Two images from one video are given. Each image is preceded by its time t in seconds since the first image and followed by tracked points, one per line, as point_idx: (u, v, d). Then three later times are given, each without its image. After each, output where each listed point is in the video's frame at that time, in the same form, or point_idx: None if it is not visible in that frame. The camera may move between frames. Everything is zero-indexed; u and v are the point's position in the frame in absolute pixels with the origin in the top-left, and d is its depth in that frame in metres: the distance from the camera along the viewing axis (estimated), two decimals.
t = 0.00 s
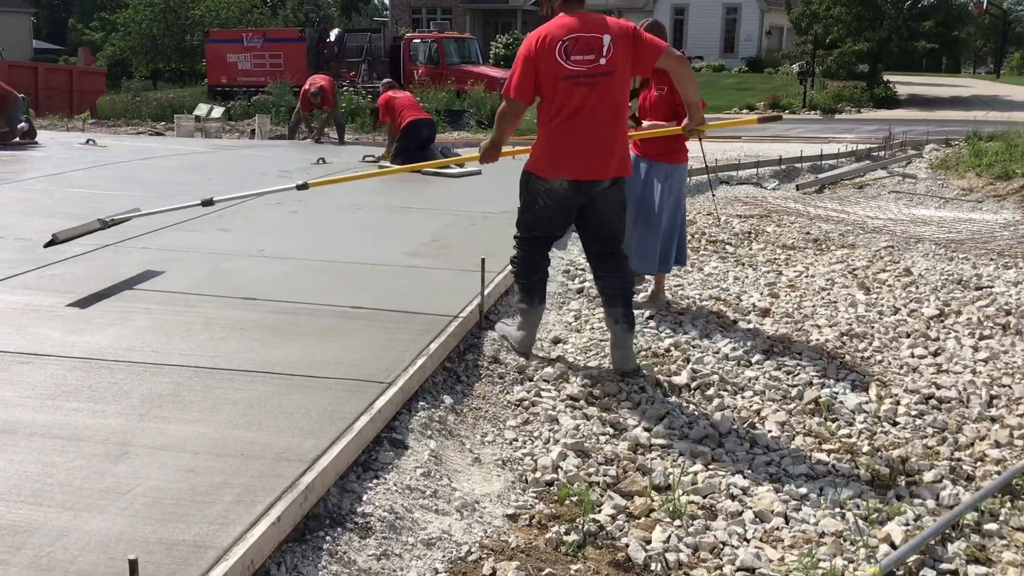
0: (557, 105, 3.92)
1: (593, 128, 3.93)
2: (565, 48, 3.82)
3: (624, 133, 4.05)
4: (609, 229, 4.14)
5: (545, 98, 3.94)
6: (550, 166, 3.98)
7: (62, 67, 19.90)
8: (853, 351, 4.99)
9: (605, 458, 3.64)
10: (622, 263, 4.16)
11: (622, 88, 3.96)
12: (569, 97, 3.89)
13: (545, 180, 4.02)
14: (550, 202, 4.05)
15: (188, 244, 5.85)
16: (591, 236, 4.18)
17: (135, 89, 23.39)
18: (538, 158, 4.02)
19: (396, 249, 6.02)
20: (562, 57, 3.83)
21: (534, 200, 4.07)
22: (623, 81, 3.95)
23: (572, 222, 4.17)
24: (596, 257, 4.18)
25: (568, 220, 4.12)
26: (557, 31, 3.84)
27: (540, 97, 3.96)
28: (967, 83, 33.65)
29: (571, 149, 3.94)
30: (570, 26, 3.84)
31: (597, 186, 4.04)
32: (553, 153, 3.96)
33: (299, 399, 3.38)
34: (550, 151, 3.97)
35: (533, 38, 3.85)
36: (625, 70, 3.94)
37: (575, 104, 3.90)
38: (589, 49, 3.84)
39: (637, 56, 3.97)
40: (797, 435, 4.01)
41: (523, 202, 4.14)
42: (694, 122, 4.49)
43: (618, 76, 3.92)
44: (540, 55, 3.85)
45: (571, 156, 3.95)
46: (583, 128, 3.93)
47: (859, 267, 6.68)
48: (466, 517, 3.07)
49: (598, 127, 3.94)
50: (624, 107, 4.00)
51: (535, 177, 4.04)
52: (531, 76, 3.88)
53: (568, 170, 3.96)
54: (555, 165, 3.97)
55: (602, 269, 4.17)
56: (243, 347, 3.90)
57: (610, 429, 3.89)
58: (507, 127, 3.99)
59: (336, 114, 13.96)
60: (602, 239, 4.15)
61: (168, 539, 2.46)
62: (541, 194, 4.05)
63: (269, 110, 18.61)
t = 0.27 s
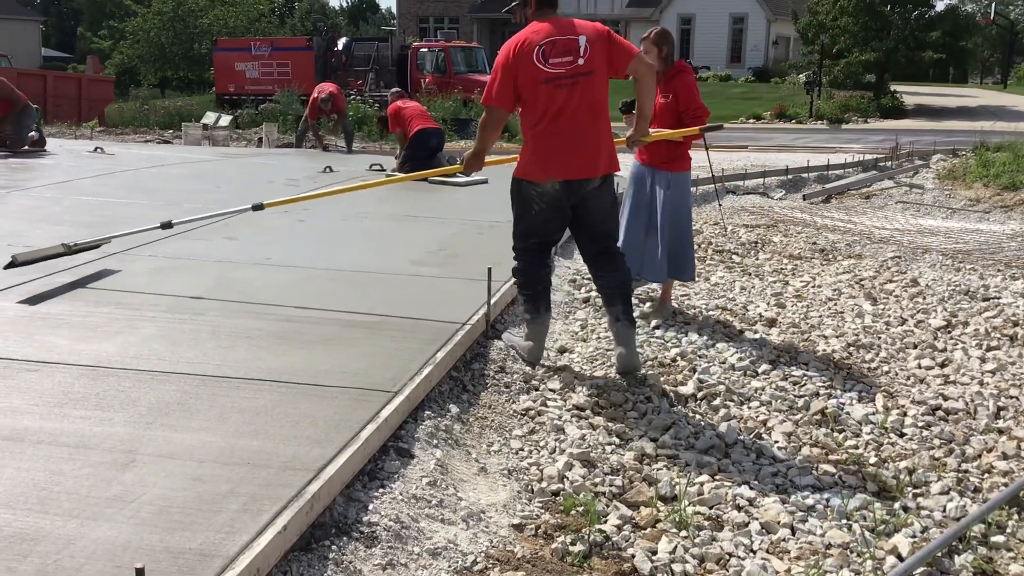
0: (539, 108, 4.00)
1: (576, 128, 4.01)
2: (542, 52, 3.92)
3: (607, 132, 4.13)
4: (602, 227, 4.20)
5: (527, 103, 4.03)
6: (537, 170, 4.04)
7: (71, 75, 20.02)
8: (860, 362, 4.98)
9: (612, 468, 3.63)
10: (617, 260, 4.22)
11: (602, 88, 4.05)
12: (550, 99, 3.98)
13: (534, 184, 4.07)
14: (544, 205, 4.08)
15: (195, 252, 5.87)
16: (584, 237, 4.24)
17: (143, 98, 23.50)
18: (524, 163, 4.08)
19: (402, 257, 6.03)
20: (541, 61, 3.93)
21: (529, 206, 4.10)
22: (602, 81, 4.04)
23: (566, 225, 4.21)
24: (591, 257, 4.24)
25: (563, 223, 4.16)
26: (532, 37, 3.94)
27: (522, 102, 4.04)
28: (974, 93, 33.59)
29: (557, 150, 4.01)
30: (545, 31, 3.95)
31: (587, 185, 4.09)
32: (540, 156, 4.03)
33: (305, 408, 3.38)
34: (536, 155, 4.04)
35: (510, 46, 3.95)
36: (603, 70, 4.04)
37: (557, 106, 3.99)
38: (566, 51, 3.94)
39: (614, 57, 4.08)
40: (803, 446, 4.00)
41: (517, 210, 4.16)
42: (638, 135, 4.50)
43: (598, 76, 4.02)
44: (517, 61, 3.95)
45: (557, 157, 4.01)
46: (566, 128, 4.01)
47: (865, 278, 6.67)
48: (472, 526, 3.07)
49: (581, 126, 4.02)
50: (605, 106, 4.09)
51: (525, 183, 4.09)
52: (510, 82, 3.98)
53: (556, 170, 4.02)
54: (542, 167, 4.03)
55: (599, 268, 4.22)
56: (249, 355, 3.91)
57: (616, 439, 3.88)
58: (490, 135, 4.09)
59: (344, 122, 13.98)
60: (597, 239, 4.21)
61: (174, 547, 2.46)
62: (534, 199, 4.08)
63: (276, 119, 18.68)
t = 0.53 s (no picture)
0: (534, 117, 4.02)
1: (572, 134, 4.02)
2: (535, 61, 3.94)
3: (604, 137, 4.15)
4: (604, 234, 4.20)
5: (522, 113, 4.04)
6: (537, 178, 4.04)
7: (84, 83, 20.21)
8: (870, 372, 4.97)
9: (620, 477, 3.63)
10: (620, 266, 4.22)
11: (596, 94, 4.08)
12: (545, 108, 3.99)
13: (536, 193, 4.07)
14: (547, 213, 4.09)
15: (205, 260, 5.90)
16: (586, 245, 4.24)
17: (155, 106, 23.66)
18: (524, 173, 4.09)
19: (411, 266, 6.04)
20: (534, 71, 3.95)
21: (531, 215, 4.12)
22: (595, 87, 4.07)
23: (569, 233, 4.22)
24: (595, 264, 4.25)
25: (566, 230, 4.17)
26: (524, 48, 3.97)
27: (517, 113, 4.06)
28: (984, 103, 33.50)
29: (556, 157, 4.02)
30: (537, 41, 3.98)
31: (587, 191, 4.09)
32: (540, 165, 4.03)
33: (314, 417, 3.39)
34: (536, 164, 4.04)
35: (502, 57, 3.98)
36: (595, 77, 4.06)
37: (552, 114, 4.00)
38: (559, 59, 3.96)
39: (605, 64, 4.11)
40: (812, 456, 3.99)
41: (520, 220, 4.18)
42: (625, 146, 4.49)
43: (591, 82, 4.04)
44: (511, 72, 3.97)
45: (556, 164, 4.02)
46: (563, 135, 4.02)
47: (875, 287, 6.65)
48: (480, 536, 3.07)
49: (577, 133, 4.03)
50: (599, 112, 4.11)
51: (526, 192, 4.10)
52: (504, 92, 3.99)
53: (557, 178, 4.02)
54: (543, 175, 4.03)
55: (603, 274, 4.22)
56: (259, 363, 3.92)
57: (624, 449, 3.88)
58: (483, 144, 4.12)
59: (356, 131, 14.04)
60: (600, 246, 4.22)
61: (184, 556, 2.47)
62: (536, 208, 4.10)
63: (287, 127, 18.77)
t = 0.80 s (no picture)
0: (538, 120, 4.02)
1: (576, 137, 4.02)
2: (537, 65, 3.94)
3: (608, 139, 4.15)
4: (610, 236, 4.20)
5: (526, 116, 4.05)
6: (542, 181, 4.05)
7: (96, 86, 20.33)
8: (882, 375, 4.95)
9: (631, 480, 3.62)
10: (626, 268, 4.22)
11: (599, 97, 4.07)
12: (549, 111, 4.00)
13: (540, 195, 4.08)
14: (553, 215, 4.09)
15: (216, 262, 5.92)
16: (592, 246, 4.24)
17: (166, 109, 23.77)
18: (529, 176, 4.10)
19: (422, 268, 6.05)
20: (536, 74, 3.95)
21: (537, 218, 4.12)
22: (599, 89, 4.06)
23: (576, 236, 4.21)
24: (601, 266, 4.24)
25: (572, 233, 4.16)
26: (526, 51, 3.97)
27: (521, 115, 4.06)
28: (996, 105, 33.34)
29: (560, 160, 4.02)
30: (538, 44, 3.98)
31: (592, 193, 4.09)
32: (544, 167, 4.04)
33: (325, 418, 3.40)
34: (540, 166, 4.05)
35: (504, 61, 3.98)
36: (599, 79, 4.06)
37: (556, 117, 4.00)
38: (561, 61, 3.96)
39: (608, 67, 4.10)
40: (824, 459, 3.98)
41: (527, 224, 4.18)
42: (626, 147, 4.52)
43: (595, 84, 4.03)
44: (513, 75, 3.97)
45: (560, 167, 4.02)
46: (568, 138, 4.02)
47: (886, 290, 6.63)
48: (490, 537, 3.07)
49: (581, 135, 4.03)
50: (604, 114, 4.10)
51: (532, 195, 4.11)
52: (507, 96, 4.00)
53: (561, 180, 4.03)
54: (547, 177, 4.04)
55: (609, 274, 4.22)
56: (270, 364, 3.93)
57: (635, 451, 3.88)
58: (489, 147, 4.14)
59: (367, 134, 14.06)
60: (606, 247, 4.22)
61: (196, 555, 2.48)
62: (542, 211, 4.10)
63: (298, 130, 18.83)
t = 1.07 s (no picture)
0: (540, 116, 4.02)
1: (578, 133, 4.03)
2: (539, 60, 3.94)
3: (610, 134, 4.15)
4: (612, 231, 4.21)
5: (528, 112, 4.05)
6: (544, 177, 4.05)
7: (101, 83, 20.32)
8: (886, 371, 4.95)
9: (634, 475, 3.63)
10: (628, 264, 4.23)
11: (600, 92, 4.08)
12: (550, 107, 4.00)
13: (543, 192, 4.08)
14: (555, 212, 4.10)
15: (220, 258, 5.93)
16: (594, 242, 4.25)
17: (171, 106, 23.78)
18: (531, 172, 4.10)
19: (425, 264, 6.05)
20: (538, 70, 3.95)
21: (539, 215, 4.12)
22: (600, 85, 4.06)
23: (578, 232, 4.22)
24: (603, 261, 4.26)
25: (575, 229, 4.17)
26: (528, 46, 3.97)
27: (522, 112, 4.06)
28: (1002, 100, 33.21)
29: (562, 156, 4.02)
30: (540, 40, 3.98)
31: (594, 189, 4.09)
32: (546, 163, 4.04)
33: (328, 413, 3.41)
34: (542, 162, 4.06)
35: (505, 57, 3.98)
36: (600, 74, 4.06)
37: (558, 113, 4.01)
38: (563, 57, 3.96)
39: (609, 62, 4.10)
40: (827, 454, 3.98)
41: (529, 221, 4.19)
42: (630, 143, 4.51)
43: (596, 80, 4.03)
44: (514, 72, 3.97)
45: (562, 163, 4.02)
46: (569, 133, 4.02)
47: (891, 286, 6.61)
48: (493, 532, 3.08)
49: (583, 131, 4.03)
50: (605, 110, 4.10)
51: (535, 191, 4.11)
52: (509, 92, 4.00)
53: (563, 177, 4.03)
54: (549, 174, 4.04)
55: (611, 269, 4.23)
56: (273, 360, 3.94)
57: (639, 446, 3.88)
58: (492, 143, 4.12)
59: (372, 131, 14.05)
60: (608, 242, 4.23)
61: (199, 550, 2.50)
62: (544, 207, 4.10)
63: (303, 127, 18.84)
